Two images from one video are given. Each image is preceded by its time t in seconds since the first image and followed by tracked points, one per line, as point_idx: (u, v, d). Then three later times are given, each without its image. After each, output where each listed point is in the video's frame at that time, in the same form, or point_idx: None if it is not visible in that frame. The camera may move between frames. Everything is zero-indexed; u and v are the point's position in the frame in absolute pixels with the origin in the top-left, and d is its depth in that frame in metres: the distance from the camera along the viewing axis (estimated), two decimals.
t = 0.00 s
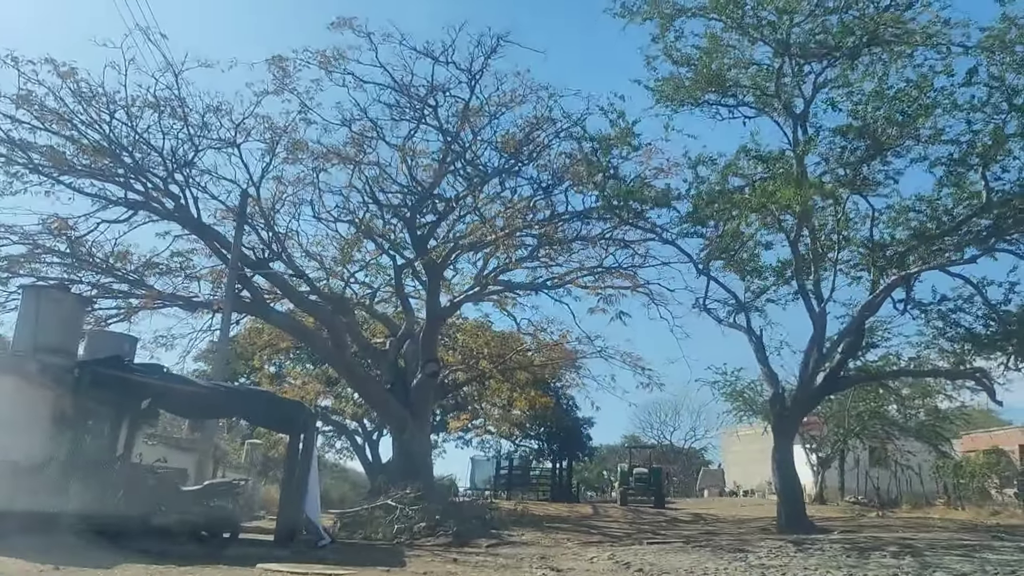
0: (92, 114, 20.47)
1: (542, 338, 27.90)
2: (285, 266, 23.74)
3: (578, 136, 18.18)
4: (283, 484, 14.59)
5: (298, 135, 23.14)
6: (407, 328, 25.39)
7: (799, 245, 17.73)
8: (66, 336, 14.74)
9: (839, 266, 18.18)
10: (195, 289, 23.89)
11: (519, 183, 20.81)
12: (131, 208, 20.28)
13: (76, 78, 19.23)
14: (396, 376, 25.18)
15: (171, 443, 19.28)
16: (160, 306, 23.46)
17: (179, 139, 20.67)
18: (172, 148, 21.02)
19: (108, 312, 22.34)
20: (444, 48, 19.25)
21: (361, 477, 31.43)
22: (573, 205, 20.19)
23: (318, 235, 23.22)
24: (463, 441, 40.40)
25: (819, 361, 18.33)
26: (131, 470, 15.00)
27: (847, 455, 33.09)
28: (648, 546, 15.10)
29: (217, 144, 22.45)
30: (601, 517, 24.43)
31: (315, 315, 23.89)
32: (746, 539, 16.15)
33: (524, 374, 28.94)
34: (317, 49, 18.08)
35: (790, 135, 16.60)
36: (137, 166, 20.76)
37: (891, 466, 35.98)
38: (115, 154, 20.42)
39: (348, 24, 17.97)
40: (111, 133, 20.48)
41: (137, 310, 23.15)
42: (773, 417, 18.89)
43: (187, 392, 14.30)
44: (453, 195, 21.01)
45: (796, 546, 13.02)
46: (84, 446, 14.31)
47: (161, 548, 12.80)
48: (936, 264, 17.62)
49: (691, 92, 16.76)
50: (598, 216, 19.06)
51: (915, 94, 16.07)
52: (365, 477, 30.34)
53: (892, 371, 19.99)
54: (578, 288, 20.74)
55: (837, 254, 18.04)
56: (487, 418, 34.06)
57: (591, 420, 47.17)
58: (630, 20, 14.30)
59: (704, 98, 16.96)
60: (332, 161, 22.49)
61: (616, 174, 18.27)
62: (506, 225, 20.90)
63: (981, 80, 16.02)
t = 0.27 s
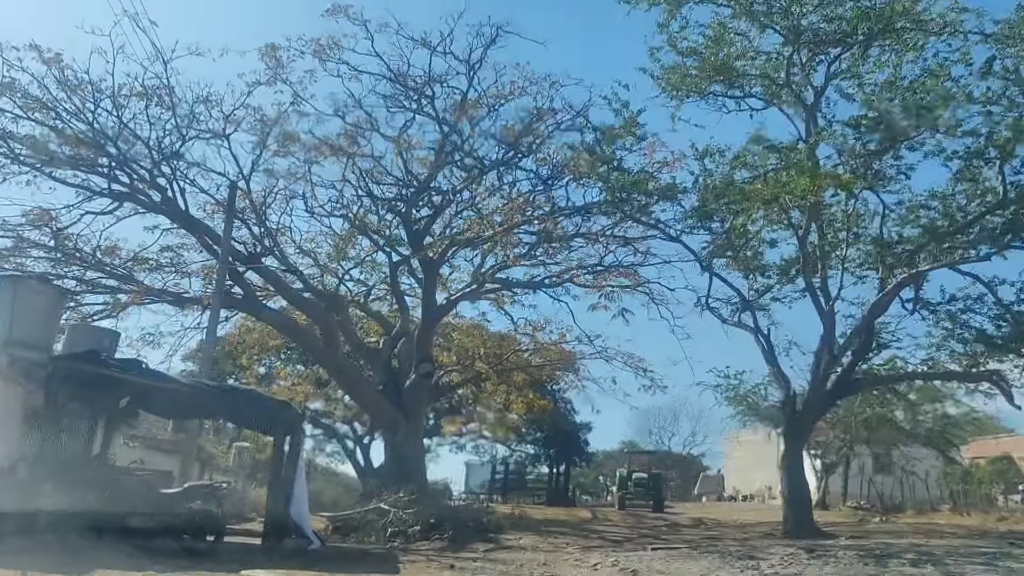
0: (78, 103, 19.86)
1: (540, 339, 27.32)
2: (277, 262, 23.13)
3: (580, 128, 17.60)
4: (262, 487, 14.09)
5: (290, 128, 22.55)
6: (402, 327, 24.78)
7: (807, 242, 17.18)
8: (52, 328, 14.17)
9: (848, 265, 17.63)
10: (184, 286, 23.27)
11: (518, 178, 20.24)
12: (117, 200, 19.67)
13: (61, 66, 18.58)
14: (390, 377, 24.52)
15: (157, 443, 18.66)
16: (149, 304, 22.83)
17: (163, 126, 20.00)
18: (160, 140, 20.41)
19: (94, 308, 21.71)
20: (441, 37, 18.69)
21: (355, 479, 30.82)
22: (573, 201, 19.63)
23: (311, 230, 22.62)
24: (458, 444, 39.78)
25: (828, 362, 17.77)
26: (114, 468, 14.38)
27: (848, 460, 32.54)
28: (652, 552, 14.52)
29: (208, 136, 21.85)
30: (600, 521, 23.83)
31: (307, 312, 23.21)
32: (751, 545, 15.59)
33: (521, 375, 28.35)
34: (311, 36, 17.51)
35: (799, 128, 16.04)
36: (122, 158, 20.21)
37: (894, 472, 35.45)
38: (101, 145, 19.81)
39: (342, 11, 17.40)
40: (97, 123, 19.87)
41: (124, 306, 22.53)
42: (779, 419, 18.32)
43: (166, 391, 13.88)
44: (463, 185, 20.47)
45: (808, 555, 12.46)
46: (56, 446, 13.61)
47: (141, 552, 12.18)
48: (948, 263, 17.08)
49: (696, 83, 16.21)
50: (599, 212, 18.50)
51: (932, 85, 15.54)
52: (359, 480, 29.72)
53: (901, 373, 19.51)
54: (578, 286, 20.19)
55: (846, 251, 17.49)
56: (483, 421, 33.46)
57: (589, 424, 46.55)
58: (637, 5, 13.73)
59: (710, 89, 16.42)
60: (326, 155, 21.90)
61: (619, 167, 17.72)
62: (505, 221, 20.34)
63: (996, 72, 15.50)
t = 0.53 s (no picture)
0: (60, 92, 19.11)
1: (537, 339, 26.69)
2: (267, 259, 22.40)
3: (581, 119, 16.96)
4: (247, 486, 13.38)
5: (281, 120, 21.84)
6: (395, 326, 24.07)
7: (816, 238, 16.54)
8: (21, 325, 13.10)
9: (858, 262, 16.98)
10: (171, 283, 22.52)
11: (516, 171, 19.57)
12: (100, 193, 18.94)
13: (42, 52, 17.80)
14: (383, 377, 23.81)
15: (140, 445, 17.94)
16: (133, 301, 22.08)
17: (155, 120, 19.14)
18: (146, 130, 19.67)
19: (76, 305, 20.95)
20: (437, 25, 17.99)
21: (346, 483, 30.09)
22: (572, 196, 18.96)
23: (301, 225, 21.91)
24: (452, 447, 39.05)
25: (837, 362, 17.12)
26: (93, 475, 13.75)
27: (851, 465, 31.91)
28: (657, 560, 13.84)
29: (195, 127, 21.12)
30: (598, 526, 23.15)
31: (298, 309, 22.47)
32: (760, 554, 14.89)
33: (517, 376, 27.66)
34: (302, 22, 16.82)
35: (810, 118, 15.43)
36: (111, 152, 19.33)
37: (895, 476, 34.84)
38: (84, 135, 19.06)
39: None
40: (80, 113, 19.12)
41: (107, 304, 21.77)
42: (786, 421, 17.66)
43: (149, 387, 13.12)
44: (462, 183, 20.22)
45: (825, 566, 11.80)
46: (31, 447, 12.89)
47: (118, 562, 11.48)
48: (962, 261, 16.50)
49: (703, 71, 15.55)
50: (601, 206, 17.83)
51: (950, 73, 14.94)
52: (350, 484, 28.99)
53: (911, 374, 18.93)
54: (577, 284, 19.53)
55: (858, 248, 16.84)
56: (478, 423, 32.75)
57: (584, 427, 45.88)
58: None
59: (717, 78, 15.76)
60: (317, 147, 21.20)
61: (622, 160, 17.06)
62: (502, 216, 19.68)
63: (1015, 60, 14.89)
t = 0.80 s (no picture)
0: (38, 81, 18.46)
1: (531, 339, 26.15)
2: (254, 255, 21.82)
3: (577, 109, 16.43)
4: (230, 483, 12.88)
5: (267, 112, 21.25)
6: (385, 324, 23.51)
7: (822, 231, 16.06)
8: None
9: (865, 258, 16.48)
10: (155, 280, 21.89)
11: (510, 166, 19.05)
12: (78, 184, 18.30)
13: (21, 40, 17.17)
14: (373, 377, 23.24)
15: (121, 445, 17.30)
16: (116, 298, 21.45)
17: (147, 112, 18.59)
18: (128, 121, 19.05)
19: (56, 302, 20.31)
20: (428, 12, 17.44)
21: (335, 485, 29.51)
22: (568, 190, 18.42)
23: (288, 221, 21.32)
24: (444, 449, 38.49)
25: (840, 362, 16.62)
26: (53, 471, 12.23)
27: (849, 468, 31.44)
28: (655, 565, 13.30)
29: (180, 120, 20.49)
30: (593, 530, 22.63)
31: (285, 307, 21.86)
32: (763, 559, 14.31)
33: (513, 377, 27.13)
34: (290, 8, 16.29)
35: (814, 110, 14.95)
36: (90, 143, 18.70)
37: (893, 479, 34.38)
38: (63, 127, 18.42)
39: None
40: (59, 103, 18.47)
41: (89, 300, 21.14)
42: (788, 422, 17.14)
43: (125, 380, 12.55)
44: (455, 177, 19.72)
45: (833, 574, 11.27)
46: None
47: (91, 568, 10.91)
48: (969, 256, 16.02)
49: (704, 60, 14.98)
50: (598, 200, 17.29)
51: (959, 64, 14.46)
52: (340, 485, 28.40)
53: (913, 374, 18.44)
54: (572, 280, 19.06)
55: (859, 241, 16.41)
56: (470, 425, 32.21)
57: (577, 429, 45.34)
58: None
59: (717, 69, 15.24)
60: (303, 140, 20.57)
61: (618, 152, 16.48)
62: (495, 211, 19.15)
63: None
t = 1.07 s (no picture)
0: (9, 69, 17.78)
1: (521, 338, 25.58)
2: (236, 251, 21.17)
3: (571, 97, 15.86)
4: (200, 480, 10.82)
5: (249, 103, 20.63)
6: (372, 323, 22.89)
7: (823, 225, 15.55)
8: None
9: (866, 253, 15.97)
10: (133, 277, 21.21)
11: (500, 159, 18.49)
12: (51, 176, 17.61)
13: None
14: (359, 377, 22.63)
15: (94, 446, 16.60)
16: (94, 295, 20.76)
17: (124, 99, 17.92)
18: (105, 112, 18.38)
19: (29, 299, 19.60)
20: None
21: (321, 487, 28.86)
22: (559, 183, 17.87)
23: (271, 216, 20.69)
24: (431, 451, 37.86)
25: (840, 360, 16.10)
26: None
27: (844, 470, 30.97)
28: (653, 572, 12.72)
29: (159, 111, 19.83)
30: (585, 534, 22.09)
31: (268, 304, 21.24)
32: (765, 565, 13.76)
33: (503, 377, 26.57)
34: None
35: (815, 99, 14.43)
36: (64, 134, 18.08)
37: (887, 481, 33.95)
38: (36, 116, 17.74)
39: None
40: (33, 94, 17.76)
41: (64, 297, 20.43)
42: (788, 422, 16.61)
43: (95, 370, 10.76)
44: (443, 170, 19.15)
45: None
46: None
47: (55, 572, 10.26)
48: (975, 250, 15.52)
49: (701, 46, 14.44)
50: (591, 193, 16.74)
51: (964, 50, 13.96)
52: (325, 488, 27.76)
53: (913, 373, 17.96)
54: (564, 276, 18.51)
55: (860, 235, 15.90)
56: (459, 427, 31.62)
57: (567, 431, 44.79)
58: None
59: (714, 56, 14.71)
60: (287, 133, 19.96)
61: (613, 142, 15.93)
62: (485, 204, 18.57)
63: None
